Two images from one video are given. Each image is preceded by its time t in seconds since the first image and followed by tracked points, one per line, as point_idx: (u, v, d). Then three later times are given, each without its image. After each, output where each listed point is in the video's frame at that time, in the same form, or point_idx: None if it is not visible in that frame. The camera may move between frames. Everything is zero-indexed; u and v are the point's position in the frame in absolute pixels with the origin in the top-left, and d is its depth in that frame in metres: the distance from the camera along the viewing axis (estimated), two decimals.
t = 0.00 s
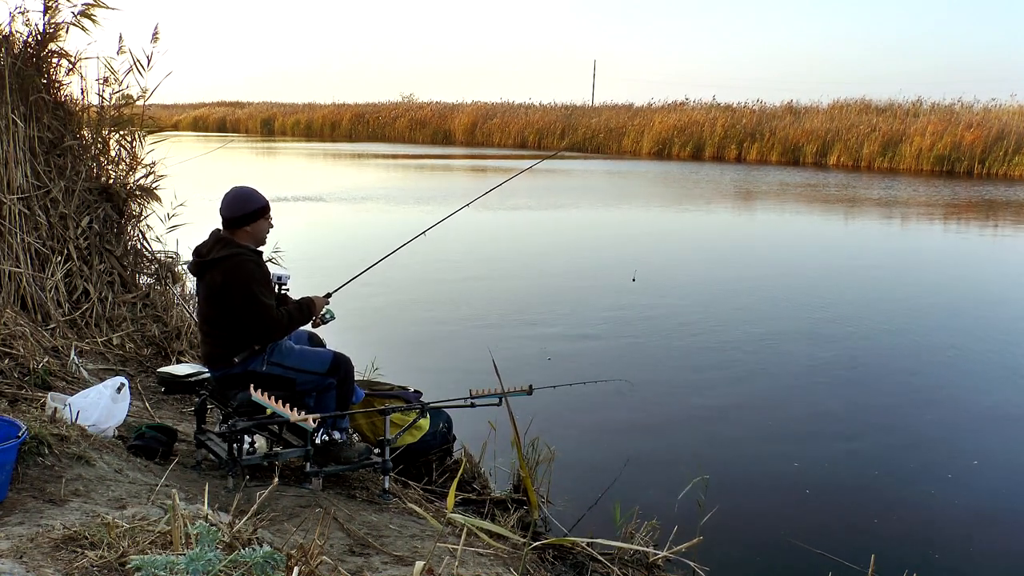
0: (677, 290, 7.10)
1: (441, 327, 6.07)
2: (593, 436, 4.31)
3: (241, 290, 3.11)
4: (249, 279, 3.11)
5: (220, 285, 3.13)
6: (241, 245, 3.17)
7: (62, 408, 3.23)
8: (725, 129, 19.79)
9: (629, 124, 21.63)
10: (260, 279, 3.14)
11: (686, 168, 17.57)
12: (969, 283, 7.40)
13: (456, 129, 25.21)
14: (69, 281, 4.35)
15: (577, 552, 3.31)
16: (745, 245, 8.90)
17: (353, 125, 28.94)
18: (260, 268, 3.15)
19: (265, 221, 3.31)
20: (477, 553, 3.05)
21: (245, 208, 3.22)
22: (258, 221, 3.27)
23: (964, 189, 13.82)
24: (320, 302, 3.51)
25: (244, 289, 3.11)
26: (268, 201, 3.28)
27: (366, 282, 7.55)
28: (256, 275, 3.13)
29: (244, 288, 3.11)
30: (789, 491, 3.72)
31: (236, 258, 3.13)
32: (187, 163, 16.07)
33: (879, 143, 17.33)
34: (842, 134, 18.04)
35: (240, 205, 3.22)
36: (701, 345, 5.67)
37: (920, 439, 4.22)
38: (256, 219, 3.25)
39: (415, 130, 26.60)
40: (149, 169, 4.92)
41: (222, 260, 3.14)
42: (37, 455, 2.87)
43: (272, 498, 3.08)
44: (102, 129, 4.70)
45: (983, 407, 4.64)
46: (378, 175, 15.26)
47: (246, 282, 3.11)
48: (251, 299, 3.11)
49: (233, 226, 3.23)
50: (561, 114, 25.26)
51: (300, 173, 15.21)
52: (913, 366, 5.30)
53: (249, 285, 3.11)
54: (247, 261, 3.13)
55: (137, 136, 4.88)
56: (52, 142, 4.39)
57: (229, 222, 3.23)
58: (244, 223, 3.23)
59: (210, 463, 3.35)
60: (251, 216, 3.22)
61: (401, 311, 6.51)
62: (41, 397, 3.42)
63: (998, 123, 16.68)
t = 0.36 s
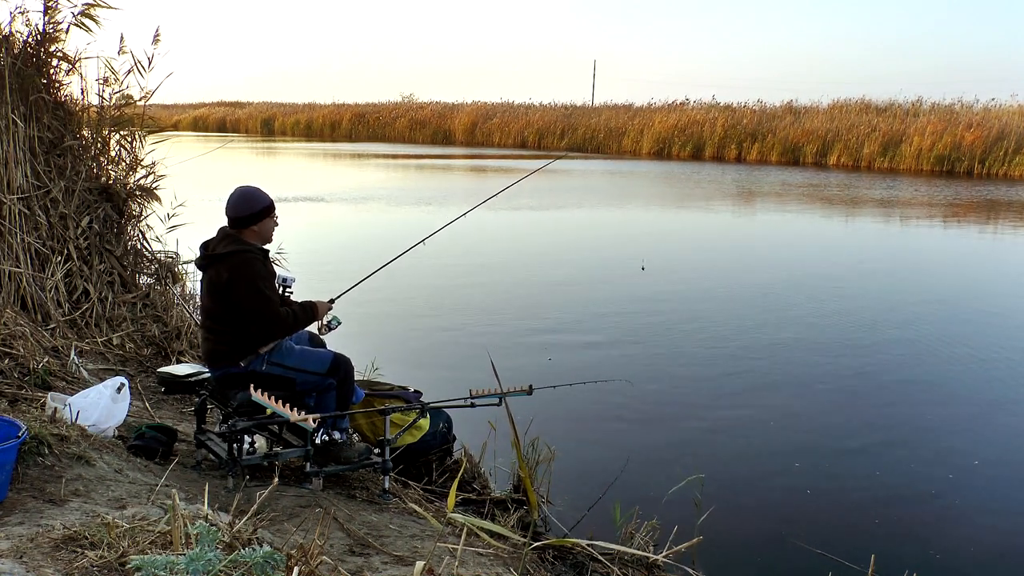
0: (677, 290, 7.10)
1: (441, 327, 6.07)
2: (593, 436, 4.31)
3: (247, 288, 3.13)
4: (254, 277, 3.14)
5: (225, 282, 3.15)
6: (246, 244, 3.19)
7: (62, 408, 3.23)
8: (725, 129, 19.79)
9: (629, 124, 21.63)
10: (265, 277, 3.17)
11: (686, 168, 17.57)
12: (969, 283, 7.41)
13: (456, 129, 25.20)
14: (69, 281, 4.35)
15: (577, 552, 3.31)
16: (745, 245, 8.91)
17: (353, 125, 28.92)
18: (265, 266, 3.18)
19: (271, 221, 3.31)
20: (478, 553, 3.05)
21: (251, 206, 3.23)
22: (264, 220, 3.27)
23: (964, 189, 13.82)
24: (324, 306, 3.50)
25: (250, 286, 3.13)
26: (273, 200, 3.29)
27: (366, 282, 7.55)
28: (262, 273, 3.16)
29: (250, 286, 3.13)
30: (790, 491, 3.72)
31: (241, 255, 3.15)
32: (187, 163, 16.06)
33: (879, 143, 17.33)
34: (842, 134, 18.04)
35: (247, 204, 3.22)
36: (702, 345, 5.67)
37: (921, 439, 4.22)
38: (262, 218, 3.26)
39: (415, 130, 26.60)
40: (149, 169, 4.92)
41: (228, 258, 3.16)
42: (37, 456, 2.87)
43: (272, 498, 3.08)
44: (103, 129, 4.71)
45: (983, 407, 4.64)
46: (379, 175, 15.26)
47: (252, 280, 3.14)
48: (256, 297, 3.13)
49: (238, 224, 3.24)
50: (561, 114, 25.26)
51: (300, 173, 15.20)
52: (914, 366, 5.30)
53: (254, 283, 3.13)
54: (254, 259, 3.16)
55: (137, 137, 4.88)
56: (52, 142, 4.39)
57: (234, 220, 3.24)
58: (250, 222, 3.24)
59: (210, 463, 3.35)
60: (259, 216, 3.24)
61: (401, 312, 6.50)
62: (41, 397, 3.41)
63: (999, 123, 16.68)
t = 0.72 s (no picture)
0: (677, 290, 7.10)
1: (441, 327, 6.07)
2: (593, 436, 4.31)
3: (248, 287, 3.14)
4: (254, 277, 3.15)
5: (224, 282, 3.15)
6: (247, 244, 3.20)
7: (62, 408, 3.23)
8: (725, 130, 19.80)
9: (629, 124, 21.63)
10: (264, 278, 3.17)
11: (686, 168, 17.57)
12: (969, 283, 7.41)
13: (456, 129, 25.20)
14: (69, 281, 4.35)
15: (577, 553, 3.31)
16: (745, 245, 8.92)
17: (353, 125, 28.91)
18: (264, 267, 3.18)
19: (275, 222, 3.31)
20: (478, 553, 3.05)
21: (255, 209, 3.22)
22: (268, 222, 3.27)
23: (964, 189, 13.82)
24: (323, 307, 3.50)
25: (251, 285, 3.14)
26: (277, 203, 3.28)
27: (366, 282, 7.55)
28: (261, 274, 3.16)
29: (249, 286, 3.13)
30: (790, 491, 3.72)
31: (241, 255, 3.16)
32: (187, 163, 16.06)
33: (879, 143, 17.33)
34: (842, 134, 18.04)
35: (251, 206, 3.22)
36: (702, 345, 5.67)
37: (921, 439, 4.22)
38: (266, 221, 3.26)
39: (415, 130, 26.60)
40: (149, 169, 4.92)
41: (228, 258, 3.17)
42: (37, 455, 2.87)
43: (272, 498, 3.08)
44: (103, 129, 4.71)
45: (984, 407, 4.64)
46: (378, 175, 15.27)
47: (251, 280, 3.14)
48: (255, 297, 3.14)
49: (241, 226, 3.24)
50: (561, 113, 25.26)
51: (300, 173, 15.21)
52: (914, 366, 5.30)
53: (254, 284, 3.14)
54: (255, 259, 3.17)
55: (137, 136, 4.89)
56: (52, 142, 4.39)
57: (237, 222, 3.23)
58: (254, 224, 3.23)
59: (210, 463, 3.35)
60: (262, 216, 3.24)
61: (401, 312, 6.50)
62: (41, 397, 3.41)
63: (999, 123, 16.68)
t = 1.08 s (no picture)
0: (677, 289, 7.11)
1: (440, 327, 6.07)
2: (593, 437, 4.31)
3: (244, 289, 3.12)
4: (252, 279, 3.13)
5: (223, 284, 3.14)
6: (245, 245, 3.19)
7: (62, 408, 3.23)
8: (725, 129, 19.79)
9: (629, 124, 21.63)
10: (262, 278, 3.16)
11: (686, 168, 17.56)
12: (970, 283, 7.41)
13: (456, 129, 25.20)
14: (69, 281, 4.35)
15: (577, 553, 3.31)
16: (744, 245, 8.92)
17: (353, 125, 28.89)
18: (262, 267, 3.17)
19: (271, 221, 3.31)
20: (478, 553, 3.05)
21: (251, 208, 3.23)
22: (264, 221, 3.27)
23: (965, 189, 13.82)
24: (322, 307, 3.50)
25: (247, 288, 3.12)
26: (272, 202, 3.28)
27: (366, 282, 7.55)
28: (259, 275, 3.15)
29: (248, 287, 3.12)
30: (790, 491, 3.72)
31: (239, 257, 3.14)
32: (187, 163, 16.06)
33: (879, 144, 17.32)
34: (842, 134, 18.04)
35: (247, 206, 3.22)
36: (702, 345, 5.67)
37: (921, 439, 4.22)
38: (262, 220, 3.26)
39: (415, 130, 26.58)
40: (149, 169, 4.91)
41: (226, 259, 3.15)
42: (37, 455, 2.87)
43: (272, 498, 3.08)
44: (102, 129, 4.70)
45: (984, 407, 4.64)
46: (378, 175, 15.27)
47: (249, 281, 3.13)
48: (255, 298, 3.13)
49: (237, 226, 3.23)
50: (561, 113, 25.26)
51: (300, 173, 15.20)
52: (914, 366, 5.30)
53: (253, 285, 3.13)
54: (250, 261, 3.14)
55: (137, 136, 4.88)
56: (52, 142, 4.39)
57: (233, 222, 3.23)
58: (250, 224, 3.23)
59: (211, 463, 3.35)
60: (256, 216, 3.23)
61: (401, 312, 6.50)
62: (41, 397, 3.41)
63: (999, 123, 16.68)
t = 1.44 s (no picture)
0: (677, 289, 7.11)
1: (440, 327, 6.07)
2: (593, 437, 4.31)
3: (245, 287, 3.12)
4: (252, 277, 3.13)
5: (223, 282, 3.13)
6: (243, 243, 3.18)
7: (62, 408, 3.23)
8: (725, 129, 19.80)
9: (629, 124, 21.64)
10: (262, 277, 3.16)
11: (687, 168, 17.56)
12: (970, 283, 7.41)
13: (456, 129, 25.20)
14: (69, 281, 4.35)
15: (577, 553, 3.31)
16: (745, 245, 8.92)
17: (353, 125, 28.88)
18: (262, 265, 3.16)
19: (267, 220, 3.31)
20: (478, 553, 3.05)
21: (248, 207, 3.23)
22: (261, 220, 3.27)
23: (965, 189, 13.83)
24: (322, 307, 3.51)
25: (248, 286, 3.12)
26: (269, 201, 3.28)
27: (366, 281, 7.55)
28: (260, 273, 3.15)
29: (248, 286, 3.12)
30: (790, 491, 3.72)
31: (238, 256, 3.13)
32: (187, 163, 16.06)
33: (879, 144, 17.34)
34: (843, 134, 18.05)
35: (243, 205, 3.22)
36: (702, 345, 5.68)
37: (922, 439, 4.22)
38: (259, 219, 3.26)
39: (415, 130, 26.58)
40: (149, 168, 4.91)
41: (225, 258, 3.15)
42: (37, 455, 2.87)
43: (272, 498, 3.08)
44: (103, 129, 4.70)
45: (984, 407, 4.64)
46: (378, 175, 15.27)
47: (250, 280, 3.12)
48: (255, 296, 3.13)
49: (235, 226, 3.23)
50: (561, 113, 25.27)
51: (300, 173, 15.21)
52: (914, 366, 5.31)
53: (253, 283, 3.12)
54: (250, 259, 3.14)
55: (137, 136, 4.88)
56: (52, 142, 4.39)
57: (231, 221, 3.23)
58: (248, 223, 3.23)
59: (211, 463, 3.35)
60: (254, 214, 3.23)
61: (401, 312, 6.50)
62: (41, 397, 3.41)
63: (999, 123, 16.69)
